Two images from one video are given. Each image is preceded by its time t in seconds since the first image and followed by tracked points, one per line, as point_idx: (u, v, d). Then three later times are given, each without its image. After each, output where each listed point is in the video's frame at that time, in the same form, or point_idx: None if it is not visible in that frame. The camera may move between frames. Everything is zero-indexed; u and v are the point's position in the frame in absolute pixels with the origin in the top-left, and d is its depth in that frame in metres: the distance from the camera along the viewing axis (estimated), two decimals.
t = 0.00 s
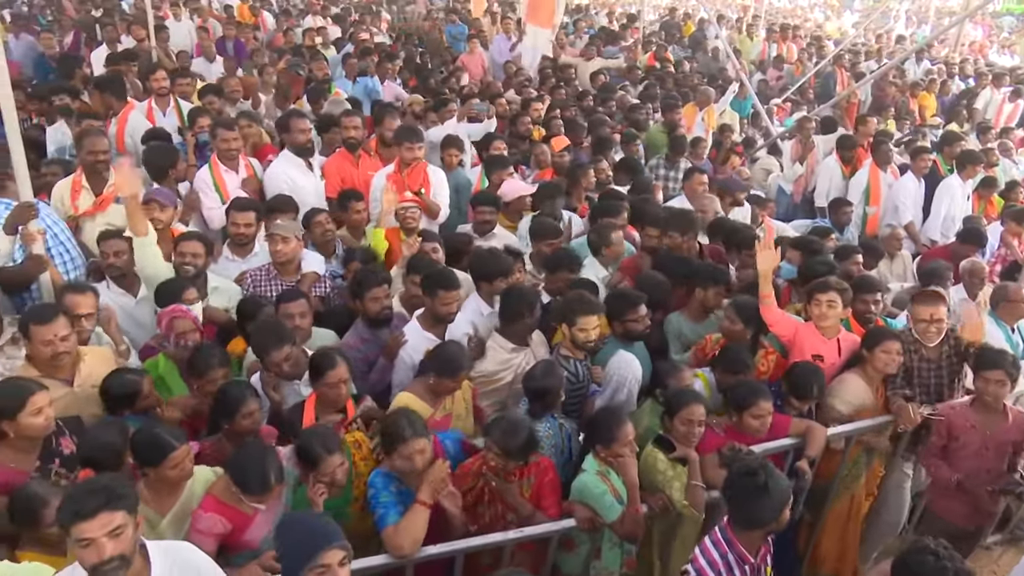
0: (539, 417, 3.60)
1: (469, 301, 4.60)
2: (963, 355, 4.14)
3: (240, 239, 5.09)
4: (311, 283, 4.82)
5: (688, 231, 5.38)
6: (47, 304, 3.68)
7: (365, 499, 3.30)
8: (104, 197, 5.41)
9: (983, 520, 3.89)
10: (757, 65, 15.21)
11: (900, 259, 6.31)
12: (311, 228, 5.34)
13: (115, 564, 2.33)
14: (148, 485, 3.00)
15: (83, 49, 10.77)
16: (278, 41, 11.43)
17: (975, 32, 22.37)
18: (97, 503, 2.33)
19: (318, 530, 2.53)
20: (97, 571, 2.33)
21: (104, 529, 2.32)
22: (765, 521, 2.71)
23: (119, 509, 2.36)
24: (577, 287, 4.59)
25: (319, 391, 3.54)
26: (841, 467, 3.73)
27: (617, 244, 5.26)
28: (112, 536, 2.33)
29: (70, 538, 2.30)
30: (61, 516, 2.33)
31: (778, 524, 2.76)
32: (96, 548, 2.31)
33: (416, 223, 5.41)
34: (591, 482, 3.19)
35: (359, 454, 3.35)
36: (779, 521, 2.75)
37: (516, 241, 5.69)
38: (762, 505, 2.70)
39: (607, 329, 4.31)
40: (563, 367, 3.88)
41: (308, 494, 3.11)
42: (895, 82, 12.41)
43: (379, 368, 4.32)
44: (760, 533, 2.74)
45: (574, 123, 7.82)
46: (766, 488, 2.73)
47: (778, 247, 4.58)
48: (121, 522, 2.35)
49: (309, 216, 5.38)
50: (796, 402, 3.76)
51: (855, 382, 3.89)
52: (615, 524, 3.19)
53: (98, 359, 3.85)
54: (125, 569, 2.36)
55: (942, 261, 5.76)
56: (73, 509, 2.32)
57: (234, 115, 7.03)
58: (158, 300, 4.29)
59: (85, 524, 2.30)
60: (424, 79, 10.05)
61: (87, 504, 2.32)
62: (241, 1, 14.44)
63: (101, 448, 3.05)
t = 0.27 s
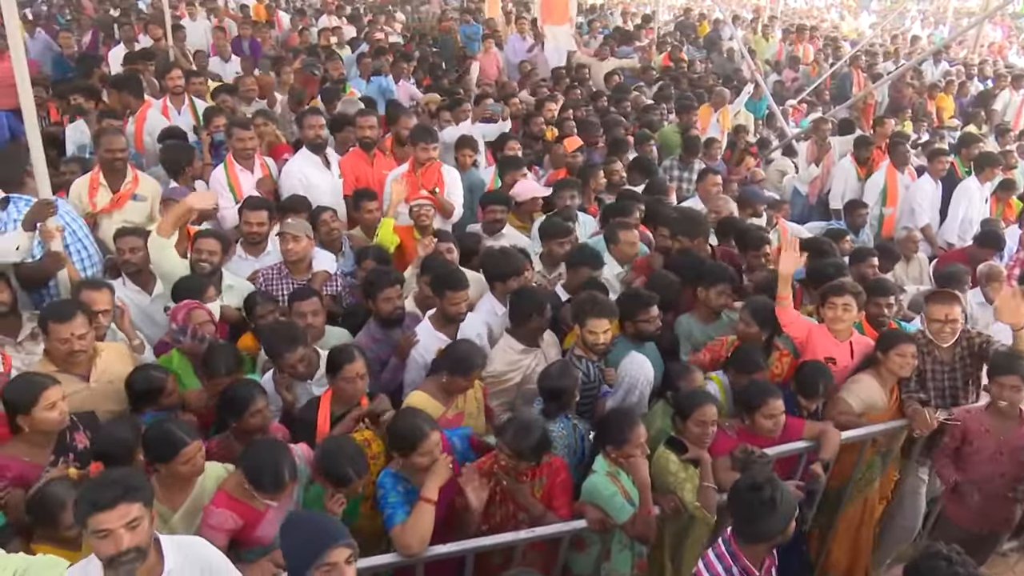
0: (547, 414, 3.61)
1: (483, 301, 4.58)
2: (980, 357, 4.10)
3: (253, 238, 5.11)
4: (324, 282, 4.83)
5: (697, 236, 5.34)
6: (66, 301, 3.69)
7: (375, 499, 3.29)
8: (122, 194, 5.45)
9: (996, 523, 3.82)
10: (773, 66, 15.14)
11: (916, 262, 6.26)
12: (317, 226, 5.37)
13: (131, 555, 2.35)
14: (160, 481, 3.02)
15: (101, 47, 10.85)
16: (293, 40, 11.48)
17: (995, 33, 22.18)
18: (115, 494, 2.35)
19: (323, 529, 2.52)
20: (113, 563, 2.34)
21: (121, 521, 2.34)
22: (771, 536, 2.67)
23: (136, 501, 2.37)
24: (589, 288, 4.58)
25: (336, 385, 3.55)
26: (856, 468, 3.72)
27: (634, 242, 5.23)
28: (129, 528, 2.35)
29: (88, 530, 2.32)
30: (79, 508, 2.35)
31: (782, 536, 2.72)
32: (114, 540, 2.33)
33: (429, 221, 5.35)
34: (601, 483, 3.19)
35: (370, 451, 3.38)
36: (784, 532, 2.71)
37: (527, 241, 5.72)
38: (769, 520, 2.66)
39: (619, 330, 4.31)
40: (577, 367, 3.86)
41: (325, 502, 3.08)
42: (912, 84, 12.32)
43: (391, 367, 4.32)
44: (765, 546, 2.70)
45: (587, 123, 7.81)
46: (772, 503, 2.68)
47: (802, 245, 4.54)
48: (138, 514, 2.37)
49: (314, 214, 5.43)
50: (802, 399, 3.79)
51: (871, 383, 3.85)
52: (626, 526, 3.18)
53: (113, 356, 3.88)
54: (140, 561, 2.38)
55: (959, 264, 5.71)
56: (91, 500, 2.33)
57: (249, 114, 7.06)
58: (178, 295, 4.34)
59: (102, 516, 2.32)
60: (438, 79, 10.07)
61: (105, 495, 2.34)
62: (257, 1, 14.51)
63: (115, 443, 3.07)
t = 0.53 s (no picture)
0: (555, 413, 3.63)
1: (496, 300, 4.60)
2: (990, 354, 4.12)
3: (261, 237, 5.14)
4: (336, 281, 4.84)
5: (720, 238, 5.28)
6: (83, 299, 3.72)
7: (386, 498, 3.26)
8: (137, 191, 5.48)
9: (1010, 531, 3.75)
10: (788, 66, 15.07)
11: (931, 265, 6.21)
12: (327, 221, 5.38)
13: (146, 549, 2.36)
14: (173, 477, 3.04)
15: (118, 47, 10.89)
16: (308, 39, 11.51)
17: (1014, 34, 21.99)
18: (132, 487, 2.36)
19: (352, 524, 2.55)
20: (129, 555, 2.35)
21: (138, 514, 2.35)
22: (766, 551, 2.63)
23: (152, 495, 2.39)
24: (600, 288, 4.58)
25: (349, 382, 3.57)
26: (869, 471, 3.69)
27: (648, 242, 5.21)
28: (145, 522, 2.36)
29: (105, 522, 2.33)
30: (96, 501, 2.36)
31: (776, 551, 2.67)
32: (130, 533, 2.34)
33: (442, 220, 5.42)
34: (610, 485, 3.19)
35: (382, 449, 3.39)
36: (780, 546, 2.67)
37: (537, 242, 5.70)
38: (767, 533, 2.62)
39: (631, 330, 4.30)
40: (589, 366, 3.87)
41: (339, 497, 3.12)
42: (929, 85, 12.23)
43: (403, 366, 4.33)
44: (760, 562, 2.65)
45: (601, 124, 7.80)
46: (769, 518, 2.63)
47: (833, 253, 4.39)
48: (154, 509, 2.38)
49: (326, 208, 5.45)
50: (808, 402, 3.77)
51: (883, 385, 3.82)
52: (636, 526, 3.17)
53: (129, 352, 3.90)
54: (156, 555, 2.39)
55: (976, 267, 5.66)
56: (109, 493, 2.35)
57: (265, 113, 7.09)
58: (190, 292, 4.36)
59: (119, 508, 2.33)
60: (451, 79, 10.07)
61: (122, 488, 2.35)
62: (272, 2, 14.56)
63: (128, 438, 3.08)
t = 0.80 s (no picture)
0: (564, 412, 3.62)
1: (503, 299, 4.63)
2: (1004, 356, 4.06)
3: (270, 236, 5.16)
4: (346, 280, 4.85)
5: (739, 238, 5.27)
6: (97, 297, 3.74)
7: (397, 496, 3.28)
8: (151, 189, 5.51)
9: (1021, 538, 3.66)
10: (800, 67, 15.01)
11: (944, 267, 6.16)
12: (336, 220, 5.40)
13: (157, 543, 2.37)
14: (184, 473, 3.05)
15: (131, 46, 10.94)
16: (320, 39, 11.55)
17: None
18: (144, 482, 2.38)
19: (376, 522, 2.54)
20: (140, 550, 2.36)
21: (149, 509, 2.36)
22: (766, 559, 2.60)
23: (163, 490, 2.40)
24: (608, 289, 4.57)
25: (359, 380, 3.57)
26: (880, 473, 3.66)
27: (656, 242, 5.18)
28: (156, 516, 2.37)
29: (117, 516, 2.34)
30: (108, 495, 2.38)
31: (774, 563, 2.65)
32: (141, 527, 2.35)
33: (452, 219, 5.46)
34: (619, 485, 3.18)
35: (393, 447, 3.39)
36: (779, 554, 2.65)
37: (545, 241, 5.73)
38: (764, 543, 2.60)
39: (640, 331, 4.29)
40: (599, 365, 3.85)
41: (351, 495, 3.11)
42: (942, 86, 12.15)
43: (412, 366, 4.33)
44: (760, 570, 2.63)
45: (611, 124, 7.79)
46: (766, 528, 2.61)
47: (846, 261, 4.33)
48: (165, 503, 2.39)
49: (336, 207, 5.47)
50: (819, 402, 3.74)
51: (897, 386, 3.79)
52: (645, 527, 3.16)
53: (139, 349, 3.92)
54: (166, 549, 2.40)
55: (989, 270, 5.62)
56: (122, 487, 2.36)
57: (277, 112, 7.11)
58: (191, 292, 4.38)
59: (131, 502, 2.35)
60: (462, 79, 10.07)
61: (135, 482, 2.37)
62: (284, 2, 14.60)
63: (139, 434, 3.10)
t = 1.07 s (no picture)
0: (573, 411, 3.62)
1: (511, 299, 4.63)
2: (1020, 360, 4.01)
3: (282, 233, 5.17)
4: (357, 278, 4.86)
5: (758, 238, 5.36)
6: (112, 296, 3.75)
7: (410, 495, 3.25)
8: (168, 187, 5.54)
9: None
10: (816, 69, 14.92)
11: (960, 270, 6.10)
12: (348, 219, 5.41)
13: (167, 536, 2.38)
14: (198, 468, 3.05)
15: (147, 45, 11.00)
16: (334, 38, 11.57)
17: None
18: (155, 475, 2.39)
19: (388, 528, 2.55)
20: (150, 543, 2.37)
21: (159, 502, 2.37)
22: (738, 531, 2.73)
23: (174, 483, 2.41)
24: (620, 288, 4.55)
25: (367, 380, 3.57)
26: (895, 476, 3.62)
27: (665, 243, 5.17)
28: (166, 509, 2.38)
29: (127, 508, 2.36)
30: (119, 489, 2.39)
31: (747, 557, 2.71)
32: (152, 520, 2.36)
33: (463, 219, 5.47)
34: (632, 486, 3.16)
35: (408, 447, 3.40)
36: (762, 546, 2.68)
37: (556, 242, 5.76)
38: (751, 523, 2.70)
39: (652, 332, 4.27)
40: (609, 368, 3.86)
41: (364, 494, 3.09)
42: (960, 87, 12.04)
43: (422, 366, 4.33)
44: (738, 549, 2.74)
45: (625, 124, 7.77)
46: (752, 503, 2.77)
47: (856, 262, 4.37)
48: (175, 497, 2.40)
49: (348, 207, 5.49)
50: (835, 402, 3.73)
51: (920, 397, 3.72)
52: (657, 528, 3.15)
53: (152, 346, 3.94)
54: (176, 543, 2.40)
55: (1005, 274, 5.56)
56: (133, 480, 2.38)
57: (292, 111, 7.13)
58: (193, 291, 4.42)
59: (142, 495, 2.36)
60: (475, 79, 10.07)
61: (146, 475, 2.38)
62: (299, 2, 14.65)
63: (150, 430, 3.10)
